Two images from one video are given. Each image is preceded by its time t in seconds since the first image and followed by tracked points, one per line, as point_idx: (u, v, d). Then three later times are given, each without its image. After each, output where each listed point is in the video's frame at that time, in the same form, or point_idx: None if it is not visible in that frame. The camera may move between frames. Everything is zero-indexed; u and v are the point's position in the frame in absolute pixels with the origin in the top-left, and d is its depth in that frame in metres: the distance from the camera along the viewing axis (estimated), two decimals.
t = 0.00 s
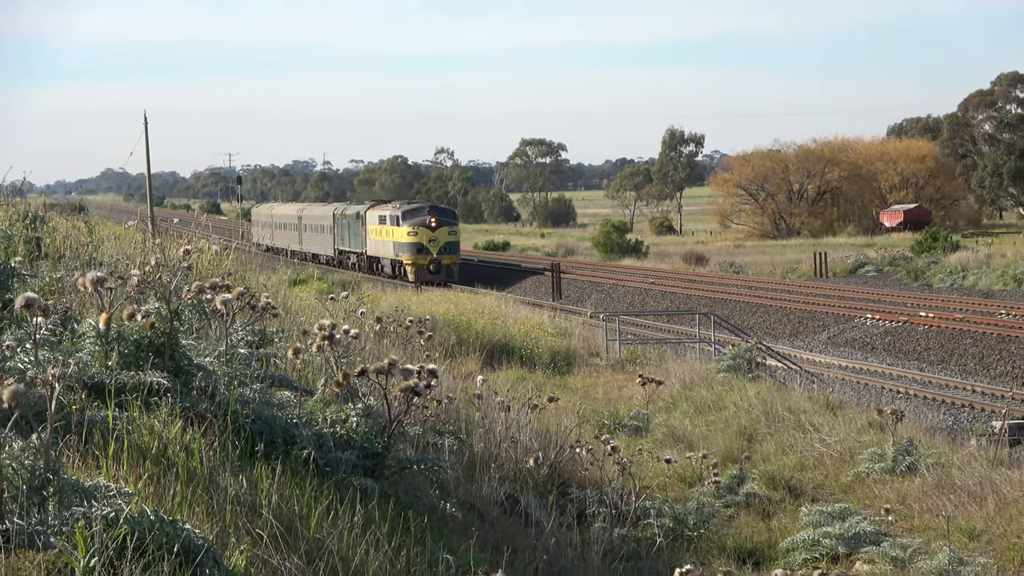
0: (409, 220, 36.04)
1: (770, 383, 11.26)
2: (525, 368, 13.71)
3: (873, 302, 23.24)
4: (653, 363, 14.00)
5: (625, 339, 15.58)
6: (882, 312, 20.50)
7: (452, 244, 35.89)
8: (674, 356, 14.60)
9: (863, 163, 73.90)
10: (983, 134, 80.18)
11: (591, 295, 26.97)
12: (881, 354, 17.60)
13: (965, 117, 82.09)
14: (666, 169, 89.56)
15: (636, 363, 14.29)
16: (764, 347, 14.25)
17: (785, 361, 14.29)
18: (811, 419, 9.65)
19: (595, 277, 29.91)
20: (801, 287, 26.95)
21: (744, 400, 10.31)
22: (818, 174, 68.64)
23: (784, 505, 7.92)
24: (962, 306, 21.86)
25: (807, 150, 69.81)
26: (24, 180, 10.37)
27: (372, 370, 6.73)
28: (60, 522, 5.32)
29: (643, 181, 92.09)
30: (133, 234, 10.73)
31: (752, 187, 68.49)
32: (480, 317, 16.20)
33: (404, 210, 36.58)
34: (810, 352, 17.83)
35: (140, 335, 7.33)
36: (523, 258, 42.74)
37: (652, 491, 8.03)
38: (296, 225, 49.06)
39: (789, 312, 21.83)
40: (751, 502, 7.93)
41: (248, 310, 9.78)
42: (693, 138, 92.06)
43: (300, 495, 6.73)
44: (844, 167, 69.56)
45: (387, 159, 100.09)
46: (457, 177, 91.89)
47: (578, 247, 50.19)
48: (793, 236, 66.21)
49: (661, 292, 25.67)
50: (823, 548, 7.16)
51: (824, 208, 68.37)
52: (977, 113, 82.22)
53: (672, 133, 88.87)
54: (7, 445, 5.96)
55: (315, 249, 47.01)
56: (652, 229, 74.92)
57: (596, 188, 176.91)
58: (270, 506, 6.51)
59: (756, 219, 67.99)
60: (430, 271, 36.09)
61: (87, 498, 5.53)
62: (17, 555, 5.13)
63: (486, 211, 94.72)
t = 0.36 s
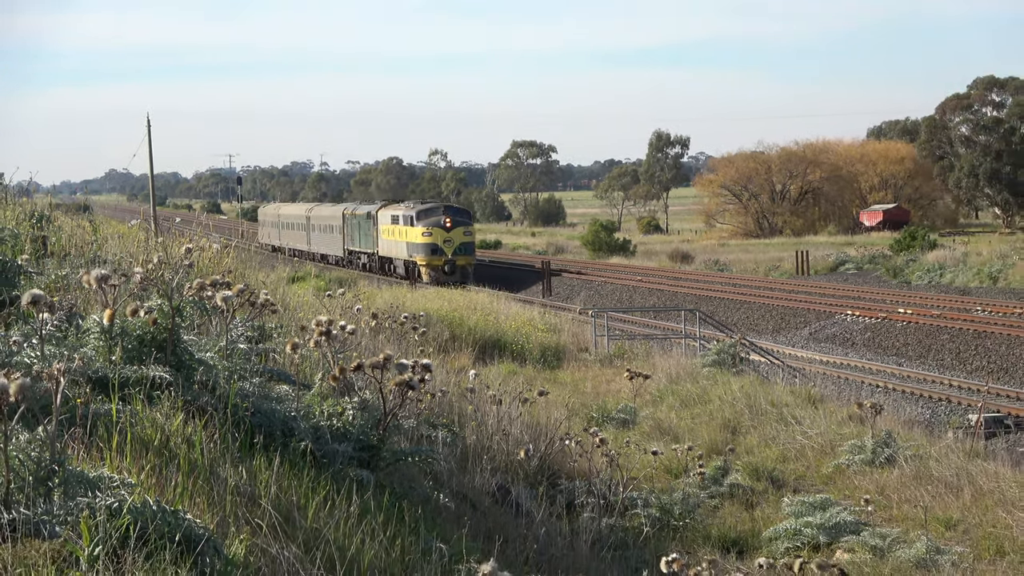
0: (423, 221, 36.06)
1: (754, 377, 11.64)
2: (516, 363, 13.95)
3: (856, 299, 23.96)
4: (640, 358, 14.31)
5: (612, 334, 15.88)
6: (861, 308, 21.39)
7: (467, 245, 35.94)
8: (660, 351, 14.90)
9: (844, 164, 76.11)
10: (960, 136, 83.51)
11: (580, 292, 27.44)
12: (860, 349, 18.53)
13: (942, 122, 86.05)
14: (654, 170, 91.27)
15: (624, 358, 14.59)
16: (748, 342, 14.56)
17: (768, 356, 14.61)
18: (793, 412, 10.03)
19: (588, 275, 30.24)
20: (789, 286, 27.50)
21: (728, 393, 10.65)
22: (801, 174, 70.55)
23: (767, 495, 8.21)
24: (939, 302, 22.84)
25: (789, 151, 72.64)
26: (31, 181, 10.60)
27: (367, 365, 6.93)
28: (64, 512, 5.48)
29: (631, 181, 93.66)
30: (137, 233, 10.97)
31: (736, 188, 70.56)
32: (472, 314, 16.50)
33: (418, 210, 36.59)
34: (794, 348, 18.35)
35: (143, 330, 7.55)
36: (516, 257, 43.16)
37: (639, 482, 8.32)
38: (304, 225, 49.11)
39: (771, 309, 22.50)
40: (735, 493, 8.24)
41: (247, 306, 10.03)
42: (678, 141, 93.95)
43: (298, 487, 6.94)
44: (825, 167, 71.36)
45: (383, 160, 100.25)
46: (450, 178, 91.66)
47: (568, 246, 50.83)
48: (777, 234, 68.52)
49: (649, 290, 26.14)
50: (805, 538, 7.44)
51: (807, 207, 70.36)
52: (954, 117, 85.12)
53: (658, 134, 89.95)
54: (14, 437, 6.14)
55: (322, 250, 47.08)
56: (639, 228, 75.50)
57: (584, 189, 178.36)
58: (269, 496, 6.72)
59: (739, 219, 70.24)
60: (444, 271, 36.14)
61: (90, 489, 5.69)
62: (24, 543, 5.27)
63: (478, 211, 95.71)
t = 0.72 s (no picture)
0: (441, 221, 36.09)
1: (738, 371, 12.02)
2: (509, 358, 14.20)
3: (840, 297, 24.59)
4: (629, 353, 14.62)
5: (602, 330, 16.18)
6: (844, 305, 22.03)
7: (484, 245, 36.03)
8: (649, 347, 15.19)
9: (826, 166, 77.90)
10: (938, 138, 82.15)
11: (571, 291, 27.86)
12: (842, 344, 19.10)
13: (923, 124, 83.60)
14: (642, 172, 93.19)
15: (613, 353, 14.87)
16: (733, 338, 14.84)
17: (753, 352, 14.94)
18: (777, 406, 10.39)
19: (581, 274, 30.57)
20: (778, 285, 28.01)
21: (714, 388, 11.00)
22: (784, 176, 72.35)
23: (752, 486, 8.51)
24: (919, 299, 23.57)
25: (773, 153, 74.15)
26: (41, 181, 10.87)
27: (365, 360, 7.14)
28: (71, 502, 5.64)
29: (619, 182, 94.48)
30: (141, 232, 11.21)
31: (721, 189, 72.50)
32: (466, 310, 16.80)
33: (435, 210, 36.60)
34: (779, 343, 18.82)
35: (147, 327, 7.79)
36: (507, 256, 43.58)
37: (628, 473, 8.62)
38: (314, 225, 49.25)
39: (756, 308, 23.08)
40: (721, 484, 8.51)
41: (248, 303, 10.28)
42: (663, 143, 94.51)
43: (297, 478, 7.14)
44: (808, 170, 73.62)
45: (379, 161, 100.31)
46: (445, 179, 91.99)
47: (558, 245, 51.33)
48: (761, 233, 70.47)
49: (640, 289, 26.54)
50: (789, 527, 7.69)
51: (790, 208, 72.41)
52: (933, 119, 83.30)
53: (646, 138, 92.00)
54: (22, 430, 6.27)
55: (332, 250, 47.22)
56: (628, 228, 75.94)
57: (574, 189, 179.65)
58: (269, 487, 6.92)
59: (726, 219, 72.22)
60: (461, 272, 36.24)
61: (96, 480, 5.84)
62: (30, 533, 5.50)
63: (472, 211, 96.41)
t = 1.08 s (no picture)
0: (458, 221, 34.68)
1: (725, 368, 12.44)
2: (502, 353, 14.51)
3: (824, 296, 25.25)
4: (619, 349, 14.97)
5: (593, 326, 16.55)
6: (828, 304, 22.63)
7: (504, 246, 34.61)
8: (639, 343, 15.53)
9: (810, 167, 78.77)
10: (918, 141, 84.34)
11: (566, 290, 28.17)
12: (826, 341, 19.65)
13: (903, 126, 86.17)
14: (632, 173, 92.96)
15: (604, 349, 15.18)
16: (719, 334, 15.22)
17: (740, 348, 15.33)
18: (762, 401, 10.79)
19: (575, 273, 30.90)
20: (768, 284, 28.54)
21: (702, 383, 11.43)
22: (770, 178, 72.61)
23: (738, 478, 8.86)
24: (902, 296, 24.25)
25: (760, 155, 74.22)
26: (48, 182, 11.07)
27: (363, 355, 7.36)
28: (78, 494, 5.65)
29: (609, 183, 94.96)
30: (146, 231, 11.45)
31: (710, 190, 72.27)
32: (461, 307, 17.08)
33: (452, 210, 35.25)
34: (766, 340, 19.27)
35: (152, 323, 8.03)
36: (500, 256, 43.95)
37: (618, 466, 8.95)
38: (324, 225, 49.26)
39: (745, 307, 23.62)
40: (708, 476, 8.85)
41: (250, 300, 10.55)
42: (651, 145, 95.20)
43: (298, 469, 7.34)
44: (794, 171, 73.61)
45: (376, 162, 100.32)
46: (440, 180, 92.26)
47: (549, 244, 51.81)
48: (748, 233, 70.77)
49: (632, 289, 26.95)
50: (774, 518, 7.95)
51: (775, 207, 73.28)
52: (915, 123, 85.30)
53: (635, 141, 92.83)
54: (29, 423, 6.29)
55: (343, 250, 47.02)
56: (619, 227, 76.26)
57: (565, 189, 180.47)
58: (270, 478, 7.09)
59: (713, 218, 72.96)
60: (481, 274, 34.80)
61: (103, 472, 5.87)
62: (38, 522, 5.49)
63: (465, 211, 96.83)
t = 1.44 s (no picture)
0: (479, 222, 33.80)
1: (713, 364, 12.76)
2: (495, 349, 14.78)
3: (809, 294, 25.64)
4: (609, 345, 15.25)
5: (584, 323, 16.84)
6: (811, 302, 23.02)
7: (526, 248, 33.67)
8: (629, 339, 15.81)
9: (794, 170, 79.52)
10: (900, 145, 82.73)
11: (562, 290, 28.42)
12: (808, 338, 20.02)
13: (885, 131, 83.98)
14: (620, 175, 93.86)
15: (594, 345, 15.44)
16: (705, 332, 15.53)
17: (726, 344, 15.61)
18: (747, 396, 11.10)
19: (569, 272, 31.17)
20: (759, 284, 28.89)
21: (689, 378, 11.75)
22: (755, 180, 73.50)
23: (723, 470, 9.16)
24: (882, 296, 24.65)
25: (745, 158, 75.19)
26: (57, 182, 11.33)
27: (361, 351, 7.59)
28: (84, 484, 5.85)
29: (600, 184, 95.37)
30: (150, 230, 11.70)
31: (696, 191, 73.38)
32: (456, 304, 17.34)
33: (473, 211, 34.41)
34: (752, 337, 19.61)
35: (156, 318, 8.31)
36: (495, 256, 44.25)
37: (608, 458, 9.24)
38: (334, 226, 49.32)
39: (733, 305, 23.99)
40: (694, 468, 9.15)
41: (252, 297, 10.82)
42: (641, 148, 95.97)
43: (298, 460, 7.55)
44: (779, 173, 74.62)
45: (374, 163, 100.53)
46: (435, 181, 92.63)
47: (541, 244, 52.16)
48: (733, 233, 72.19)
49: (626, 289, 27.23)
50: (758, 510, 8.22)
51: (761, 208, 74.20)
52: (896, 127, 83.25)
53: (623, 145, 93.74)
54: (36, 415, 6.48)
55: (355, 250, 46.96)
56: (608, 226, 76.63)
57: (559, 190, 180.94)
58: (270, 470, 7.28)
59: (700, 219, 73.68)
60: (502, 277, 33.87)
61: (108, 464, 6.07)
62: (46, 512, 5.58)
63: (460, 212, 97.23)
